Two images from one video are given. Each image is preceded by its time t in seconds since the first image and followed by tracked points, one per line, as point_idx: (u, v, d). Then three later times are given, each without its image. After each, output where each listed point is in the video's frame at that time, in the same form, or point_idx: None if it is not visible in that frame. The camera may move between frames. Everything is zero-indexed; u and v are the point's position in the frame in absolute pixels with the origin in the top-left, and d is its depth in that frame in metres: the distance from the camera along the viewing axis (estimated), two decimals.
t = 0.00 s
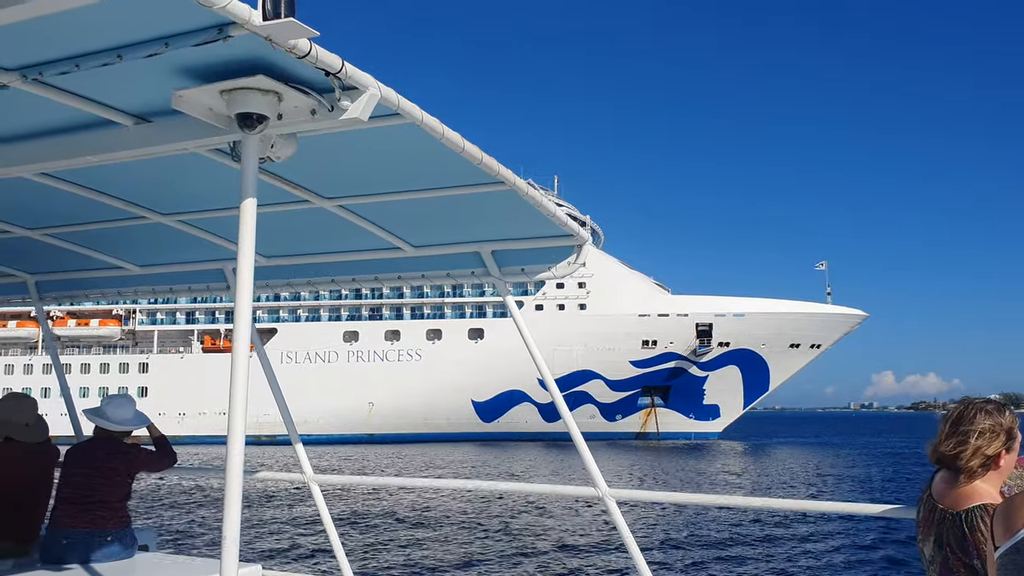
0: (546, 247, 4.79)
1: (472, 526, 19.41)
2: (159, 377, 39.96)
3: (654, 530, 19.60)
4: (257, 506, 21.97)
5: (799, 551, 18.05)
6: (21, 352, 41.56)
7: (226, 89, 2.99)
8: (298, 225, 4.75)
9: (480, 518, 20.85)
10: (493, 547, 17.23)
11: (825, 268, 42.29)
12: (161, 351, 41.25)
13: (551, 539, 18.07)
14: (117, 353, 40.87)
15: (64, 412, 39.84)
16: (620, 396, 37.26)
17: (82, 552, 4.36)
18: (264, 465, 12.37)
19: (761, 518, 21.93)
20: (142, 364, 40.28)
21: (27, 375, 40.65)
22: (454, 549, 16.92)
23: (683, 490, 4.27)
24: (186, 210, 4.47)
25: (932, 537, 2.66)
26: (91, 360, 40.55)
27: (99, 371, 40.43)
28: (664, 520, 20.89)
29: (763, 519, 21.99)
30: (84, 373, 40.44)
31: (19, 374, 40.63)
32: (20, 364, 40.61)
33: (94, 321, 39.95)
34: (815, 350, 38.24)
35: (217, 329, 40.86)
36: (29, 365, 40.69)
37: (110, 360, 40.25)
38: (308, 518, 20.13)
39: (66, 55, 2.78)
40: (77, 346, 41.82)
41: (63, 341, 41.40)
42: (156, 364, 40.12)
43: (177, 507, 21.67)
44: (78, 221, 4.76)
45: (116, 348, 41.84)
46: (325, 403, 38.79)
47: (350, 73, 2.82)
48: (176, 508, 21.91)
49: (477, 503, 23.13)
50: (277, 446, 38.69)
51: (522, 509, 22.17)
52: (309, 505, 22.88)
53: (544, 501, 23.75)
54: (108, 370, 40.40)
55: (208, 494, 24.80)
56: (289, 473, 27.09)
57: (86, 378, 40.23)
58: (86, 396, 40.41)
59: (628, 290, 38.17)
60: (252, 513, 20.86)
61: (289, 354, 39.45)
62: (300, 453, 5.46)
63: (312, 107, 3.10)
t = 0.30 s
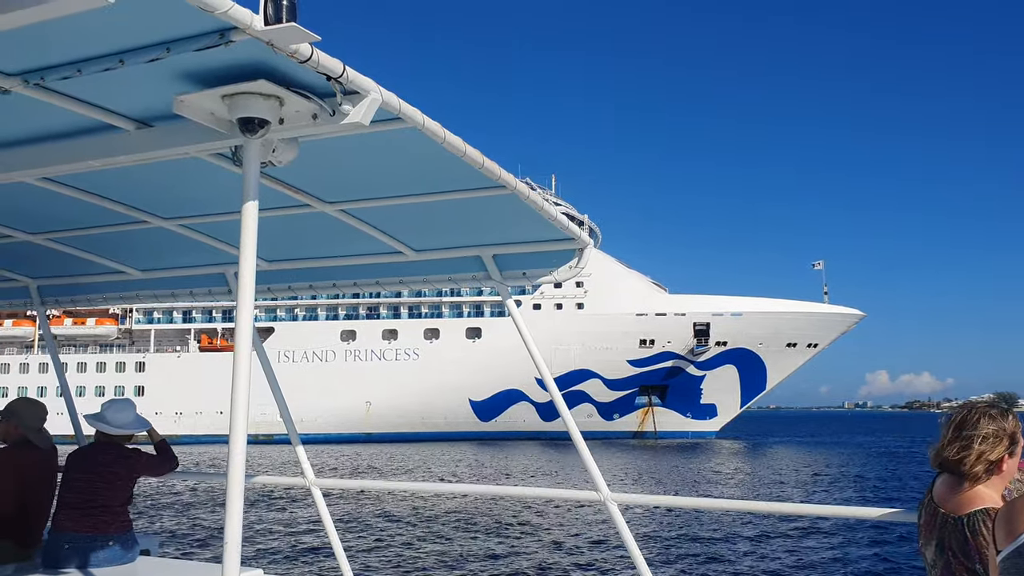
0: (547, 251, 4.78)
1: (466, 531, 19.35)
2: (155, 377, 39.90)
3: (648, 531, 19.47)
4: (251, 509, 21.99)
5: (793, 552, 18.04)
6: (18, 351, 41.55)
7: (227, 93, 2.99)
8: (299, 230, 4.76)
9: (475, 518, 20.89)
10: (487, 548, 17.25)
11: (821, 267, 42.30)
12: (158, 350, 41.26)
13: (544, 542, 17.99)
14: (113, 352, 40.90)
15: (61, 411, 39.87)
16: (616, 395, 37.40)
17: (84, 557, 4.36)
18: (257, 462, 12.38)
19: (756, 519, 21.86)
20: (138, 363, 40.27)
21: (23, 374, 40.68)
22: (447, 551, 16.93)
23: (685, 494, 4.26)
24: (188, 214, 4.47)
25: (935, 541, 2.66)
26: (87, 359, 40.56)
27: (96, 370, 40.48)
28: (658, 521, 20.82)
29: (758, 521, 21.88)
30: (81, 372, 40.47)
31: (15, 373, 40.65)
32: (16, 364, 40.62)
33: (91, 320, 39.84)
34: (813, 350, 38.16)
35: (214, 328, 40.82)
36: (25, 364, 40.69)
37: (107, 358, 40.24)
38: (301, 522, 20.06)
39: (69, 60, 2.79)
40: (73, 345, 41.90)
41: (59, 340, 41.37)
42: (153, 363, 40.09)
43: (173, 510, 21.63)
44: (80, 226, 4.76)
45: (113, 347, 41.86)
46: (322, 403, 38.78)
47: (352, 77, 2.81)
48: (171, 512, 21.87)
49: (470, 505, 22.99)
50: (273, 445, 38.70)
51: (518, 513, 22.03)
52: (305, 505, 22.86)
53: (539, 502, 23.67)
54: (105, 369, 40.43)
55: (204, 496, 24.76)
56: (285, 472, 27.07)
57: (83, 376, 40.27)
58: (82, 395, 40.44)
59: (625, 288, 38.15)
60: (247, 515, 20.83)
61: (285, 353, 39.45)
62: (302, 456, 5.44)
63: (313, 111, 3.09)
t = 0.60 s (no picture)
0: (550, 253, 4.78)
1: (460, 531, 19.37)
2: (153, 376, 39.91)
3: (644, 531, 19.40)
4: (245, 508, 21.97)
5: (787, 552, 18.04)
6: (14, 351, 41.47)
7: (231, 96, 3.00)
8: (302, 232, 4.76)
9: (469, 519, 20.86)
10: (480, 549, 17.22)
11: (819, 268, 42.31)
12: (155, 349, 41.25)
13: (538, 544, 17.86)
14: (110, 351, 40.90)
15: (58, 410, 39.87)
16: (614, 395, 37.44)
17: (87, 559, 4.35)
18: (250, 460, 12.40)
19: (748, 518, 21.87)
20: (135, 363, 40.26)
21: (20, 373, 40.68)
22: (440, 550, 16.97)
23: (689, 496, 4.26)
24: (190, 216, 4.47)
25: (936, 544, 2.66)
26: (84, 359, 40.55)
27: (93, 368, 40.50)
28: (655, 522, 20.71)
29: (752, 520, 21.89)
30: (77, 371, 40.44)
31: (12, 372, 40.59)
32: (13, 363, 40.56)
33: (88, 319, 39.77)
34: (811, 350, 38.14)
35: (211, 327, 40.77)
36: (22, 363, 40.64)
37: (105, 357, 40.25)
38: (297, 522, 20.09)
39: (72, 63, 2.79)
40: (70, 344, 41.87)
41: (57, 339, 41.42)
42: (151, 362, 40.12)
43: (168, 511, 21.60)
44: (84, 228, 4.77)
45: (110, 346, 41.90)
46: (319, 403, 38.78)
47: (355, 79, 2.81)
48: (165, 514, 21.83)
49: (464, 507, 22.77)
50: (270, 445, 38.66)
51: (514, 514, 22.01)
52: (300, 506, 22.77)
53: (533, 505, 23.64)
54: (103, 368, 40.45)
55: (199, 497, 24.76)
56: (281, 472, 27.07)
57: (80, 375, 40.30)
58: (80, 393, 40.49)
59: (623, 288, 38.13)
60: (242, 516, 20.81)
61: (283, 353, 39.43)
62: (305, 458, 5.43)
63: (316, 114, 3.10)
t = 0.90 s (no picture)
0: (549, 252, 4.78)
1: (448, 529, 19.56)
2: (146, 377, 39.89)
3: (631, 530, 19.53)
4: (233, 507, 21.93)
5: (773, 549, 18.20)
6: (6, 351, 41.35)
7: (230, 94, 2.99)
8: (301, 231, 4.76)
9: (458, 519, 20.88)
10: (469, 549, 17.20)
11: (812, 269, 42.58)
12: (148, 349, 41.22)
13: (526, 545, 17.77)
14: (104, 351, 40.91)
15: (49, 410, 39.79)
16: (610, 395, 37.14)
17: (87, 558, 4.35)
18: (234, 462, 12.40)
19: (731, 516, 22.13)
20: (129, 362, 40.25)
21: (12, 372, 40.57)
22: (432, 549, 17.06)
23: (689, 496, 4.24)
24: (190, 215, 4.46)
25: (935, 541, 2.66)
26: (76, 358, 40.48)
27: (85, 368, 40.46)
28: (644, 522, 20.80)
29: (740, 518, 22.03)
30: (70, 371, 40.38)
31: (4, 371, 40.51)
32: (5, 362, 40.46)
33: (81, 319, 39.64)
34: (804, 351, 38.36)
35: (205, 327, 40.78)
36: (14, 362, 40.58)
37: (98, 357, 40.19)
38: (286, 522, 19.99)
39: (72, 62, 2.79)
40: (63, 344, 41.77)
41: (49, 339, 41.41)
42: (144, 362, 40.13)
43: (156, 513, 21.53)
44: (84, 228, 4.77)
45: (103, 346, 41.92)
46: (313, 403, 38.77)
47: (355, 78, 2.81)
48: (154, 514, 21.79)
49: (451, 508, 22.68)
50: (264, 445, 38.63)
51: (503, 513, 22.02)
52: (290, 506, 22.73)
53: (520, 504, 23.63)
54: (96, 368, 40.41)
55: (190, 498, 24.73)
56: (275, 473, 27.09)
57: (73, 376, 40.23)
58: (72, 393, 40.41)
59: (617, 288, 38.29)
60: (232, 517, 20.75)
61: (276, 353, 39.42)
62: (305, 457, 5.43)
63: (316, 113, 3.10)
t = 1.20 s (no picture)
0: (552, 249, 4.79)
1: (443, 527, 19.67)
2: (142, 376, 39.93)
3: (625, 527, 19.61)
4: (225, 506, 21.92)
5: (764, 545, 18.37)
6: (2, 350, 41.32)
7: (234, 92, 3.00)
8: (307, 228, 4.77)
9: (450, 517, 20.94)
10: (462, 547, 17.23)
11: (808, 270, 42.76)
12: (144, 349, 41.25)
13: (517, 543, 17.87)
14: (99, 350, 40.94)
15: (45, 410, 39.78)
16: (606, 396, 37.04)
17: (91, 554, 4.35)
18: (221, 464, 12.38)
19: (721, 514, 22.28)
20: (125, 362, 40.26)
21: (7, 372, 40.54)
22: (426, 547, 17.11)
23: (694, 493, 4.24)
24: (193, 213, 4.47)
25: (938, 538, 2.65)
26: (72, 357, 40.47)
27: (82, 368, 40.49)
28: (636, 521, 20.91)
29: (731, 516, 22.17)
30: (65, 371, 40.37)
31: None
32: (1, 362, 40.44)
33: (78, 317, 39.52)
34: (801, 351, 38.46)
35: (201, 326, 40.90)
36: (10, 362, 40.58)
37: (95, 357, 40.20)
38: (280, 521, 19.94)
39: (75, 59, 2.79)
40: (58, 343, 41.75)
41: (45, 339, 41.41)
42: (140, 362, 40.14)
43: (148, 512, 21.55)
44: (87, 225, 4.78)
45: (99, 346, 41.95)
46: (310, 403, 38.76)
47: (358, 75, 2.82)
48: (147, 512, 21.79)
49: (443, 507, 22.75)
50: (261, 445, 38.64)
51: (496, 512, 22.08)
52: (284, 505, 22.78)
53: (512, 502, 23.73)
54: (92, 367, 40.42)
55: (184, 496, 24.72)
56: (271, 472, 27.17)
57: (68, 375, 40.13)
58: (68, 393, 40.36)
59: (613, 287, 38.21)
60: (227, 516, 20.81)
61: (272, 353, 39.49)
62: (309, 454, 5.44)
63: (319, 110, 3.10)
